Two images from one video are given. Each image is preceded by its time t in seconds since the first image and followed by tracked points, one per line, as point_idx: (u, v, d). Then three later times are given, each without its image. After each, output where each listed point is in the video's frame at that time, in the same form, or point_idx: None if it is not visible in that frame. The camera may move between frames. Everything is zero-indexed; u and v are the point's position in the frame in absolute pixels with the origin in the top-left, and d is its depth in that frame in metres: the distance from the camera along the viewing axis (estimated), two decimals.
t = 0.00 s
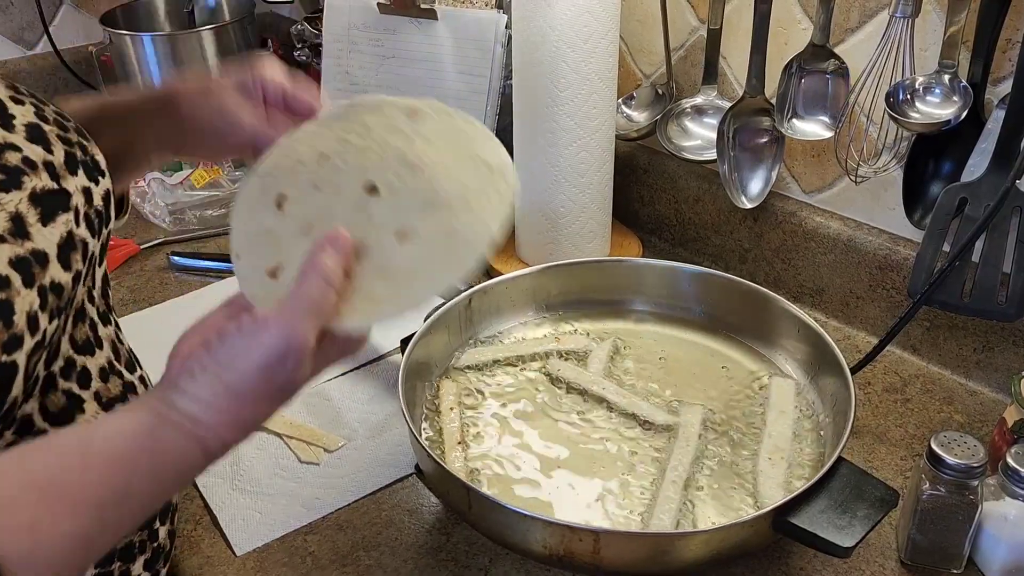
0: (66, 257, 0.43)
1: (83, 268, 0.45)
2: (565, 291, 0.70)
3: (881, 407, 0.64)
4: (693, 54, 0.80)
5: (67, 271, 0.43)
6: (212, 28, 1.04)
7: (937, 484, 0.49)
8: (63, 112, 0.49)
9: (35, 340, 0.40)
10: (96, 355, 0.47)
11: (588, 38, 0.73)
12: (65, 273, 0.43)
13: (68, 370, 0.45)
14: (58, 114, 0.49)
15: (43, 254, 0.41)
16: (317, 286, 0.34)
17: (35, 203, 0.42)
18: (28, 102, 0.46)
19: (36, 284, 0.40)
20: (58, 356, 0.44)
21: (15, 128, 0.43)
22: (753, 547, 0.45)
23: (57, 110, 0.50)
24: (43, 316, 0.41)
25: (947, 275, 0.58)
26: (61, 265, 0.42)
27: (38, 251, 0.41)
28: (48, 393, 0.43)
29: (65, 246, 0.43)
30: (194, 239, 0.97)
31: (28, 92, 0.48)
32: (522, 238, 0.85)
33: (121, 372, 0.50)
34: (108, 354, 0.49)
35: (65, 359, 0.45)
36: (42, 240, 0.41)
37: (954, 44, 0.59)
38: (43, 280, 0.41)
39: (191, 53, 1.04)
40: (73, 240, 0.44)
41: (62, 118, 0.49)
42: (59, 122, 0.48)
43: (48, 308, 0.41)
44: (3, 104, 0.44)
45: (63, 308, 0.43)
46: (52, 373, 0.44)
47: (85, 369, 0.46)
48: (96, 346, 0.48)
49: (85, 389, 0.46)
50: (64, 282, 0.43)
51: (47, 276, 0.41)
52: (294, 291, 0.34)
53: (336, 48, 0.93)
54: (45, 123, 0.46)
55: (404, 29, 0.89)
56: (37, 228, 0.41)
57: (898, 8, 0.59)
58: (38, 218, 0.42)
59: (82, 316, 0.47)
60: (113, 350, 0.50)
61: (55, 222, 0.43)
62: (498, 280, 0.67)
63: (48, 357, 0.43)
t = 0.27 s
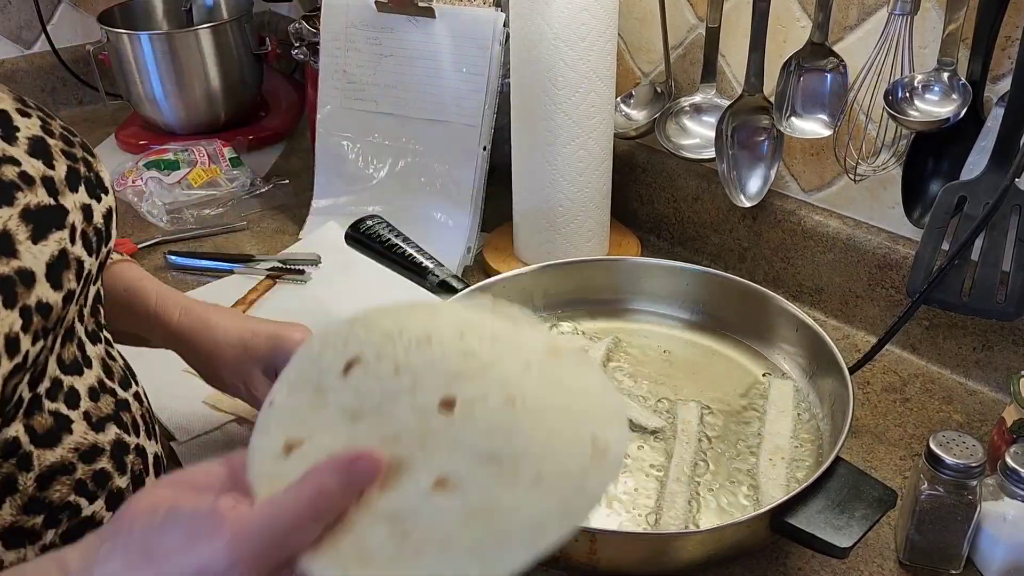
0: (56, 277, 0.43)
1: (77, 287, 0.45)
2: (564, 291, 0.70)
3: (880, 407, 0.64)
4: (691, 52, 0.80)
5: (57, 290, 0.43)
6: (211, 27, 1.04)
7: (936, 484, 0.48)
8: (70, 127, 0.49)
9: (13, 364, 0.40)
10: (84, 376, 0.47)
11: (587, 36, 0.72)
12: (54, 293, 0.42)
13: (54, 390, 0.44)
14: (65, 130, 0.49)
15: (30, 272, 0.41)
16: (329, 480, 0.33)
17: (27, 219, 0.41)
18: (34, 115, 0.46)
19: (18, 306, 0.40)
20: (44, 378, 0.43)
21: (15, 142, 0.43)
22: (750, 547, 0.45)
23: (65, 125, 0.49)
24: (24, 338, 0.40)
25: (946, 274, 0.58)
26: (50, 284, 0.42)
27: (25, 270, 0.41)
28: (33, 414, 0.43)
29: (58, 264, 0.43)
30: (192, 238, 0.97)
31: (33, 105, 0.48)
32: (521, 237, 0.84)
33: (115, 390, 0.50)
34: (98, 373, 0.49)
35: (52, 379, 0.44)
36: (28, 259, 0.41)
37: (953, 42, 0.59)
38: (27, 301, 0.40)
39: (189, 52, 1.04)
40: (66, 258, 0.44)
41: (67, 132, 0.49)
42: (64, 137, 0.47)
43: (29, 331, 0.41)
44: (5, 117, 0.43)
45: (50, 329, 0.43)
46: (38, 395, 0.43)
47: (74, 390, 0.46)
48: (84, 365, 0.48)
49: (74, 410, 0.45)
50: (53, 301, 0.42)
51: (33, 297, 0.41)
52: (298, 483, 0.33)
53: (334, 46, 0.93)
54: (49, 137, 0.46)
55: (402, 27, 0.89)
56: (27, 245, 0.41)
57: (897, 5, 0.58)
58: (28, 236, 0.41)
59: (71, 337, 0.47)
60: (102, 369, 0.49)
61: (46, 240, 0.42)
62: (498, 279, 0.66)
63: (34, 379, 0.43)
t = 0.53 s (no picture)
0: (60, 296, 0.43)
1: (82, 305, 0.45)
2: (563, 288, 0.70)
3: (878, 404, 0.64)
4: (690, 50, 0.80)
5: (59, 310, 0.43)
6: (210, 25, 1.04)
7: (934, 481, 0.49)
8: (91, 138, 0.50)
9: (7, 388, 0.40)
10: (92, 398, 0.48)
11: (586, 34, 0.72)
12: (57, 313, 0.43)
13: (60, 413, 0.45)
14: (84, 141, 0.50)
15: (29, 293, 0.41)
16: None
17: (33, 235, 0.42)
18: (52, 126, 0.47)
19: (12, 328, 0.40)
20: (51, 399, 0.44)
21: (29, 154, 0.44)
22: (749, 544, 0.45)
23: (86, 137, 0.51)
24: (20, 361, 0.41)
25: (945, 272, 0.58)
26: (54, 305, 0.42)
27: (24, 290, 0.41)
28: (36, 438, 0.43)
29: (65, 281, 0.43)
30: (192, 237, 0.97)
31: (55, 116, 0.49)
32: (520, 235, 0.84)
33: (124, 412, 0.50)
34: (109, 394, 0.49)
35: (59, 401, 0.45)
36: (29, 278, 0.41)
37: (951, 41, 0.59)
38: (25, 323, 0.41)
39: (188, 50, 1.04)
40: (75, 276, 0.44)
41: (88, 143, 0.50)
42: (81, 148, 0.49)
43: (25, 354, 0.41)
44: (22, 128, 0.45)
45: (51, 351, 0.43)
46: (44, 418, 0.44)
47: (80, 411, 0.46)
48: (94, 387, 0.48)
49: (78, 433, 0.46)
50: (55, 322, 0.43)
51: (31, 318, 0.41)
52: None
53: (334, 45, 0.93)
54: (65, 148, 0.47)
55: (401, 26, 0.89)
56: (29, 263, 0.41)
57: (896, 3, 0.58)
58: (31, 254, 0.42)
59: (83, 356, 0.47)
60: (113, 390, 0.50)
61: (51, 257, 0.43)
62: (497, 277, 0.67)
63: (38, 403, 0.43)
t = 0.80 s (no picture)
0: (64, 322, 0.42)
1: (90, 331, 0.44)
2: (560, 286, 0.69)
3: (877, 401, 0.64)
4: (689, 48, 0.80)
5: (61, 337, 0.42)
6: (209, 23, 1.04)
7: (932, 476, 0.49)
8: (118, 149, 0.50)
9: None
10: (99, 422, 0.46)
11: (585, 32, 0.72)
12: (58, 341, 0.42)
13: (62, 441, 0.43)
14: (110, 152, 0.50)
15: (27, 323, 0.40)
16: None
17: (37, 259, 0.41)
18: (76, 137, 0.47)
19: (5, 361, 0.39)
20: (53, 429, 0.43)
21: (44, 171, 0.44)
22: (748, 540, 0.45)
23: (114, 146, 0.51)
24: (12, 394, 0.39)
25: (943, 268, 0.58)
26: (55, 332, 0.41)
27: (21, 319, 0.40)
28: (33, 469, 0.41)
29: (70, 307, 0.42)
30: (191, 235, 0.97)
31: (82, 124, 0.49)
32: (519, 232, 0.85)
33: (133, 434, 0.49)
34: (117, 416, 0.47)
35: (62, 429, 0.43)
36: (28, 306, 0.40)
37: (950, 38, 0.59)
38: (18, 356, 0.39)
39: (188, 49, 1.04)
40: (82, 300, 0.43)
41: (115, 153, 0.50)
42: (105, 161, 0.48)
43: (18, 387, 0.39)
44: (43, 140, 0.45)
45: (50, 382, 0.42)
46: (44, 447, 0.42)
47: (84, 438, 0.45)
48: (103, 411, 0.46)
49: (80, 461, 0.44)
50: (55, 351, 0.41)
51: (28, 350, 0.40)
52: None
53: (332, 43, 0.93)
54: (87, 162, 0.47)
55: (400, 24, 0.89)
56: (29, 291, 0.40)
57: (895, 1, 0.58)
58: (33, 281, 0.41)
59: (92, 379, 0.46)
60: (122, 411, 0.48)
61: (57, 282, 0.42)
62: (499, 273, 0.67)
63: (36, 434, 0.41)
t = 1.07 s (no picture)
0: (61, 346, 0.40)
1: (90, 351, 0.42)
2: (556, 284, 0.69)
3: (874, 397, 0.65)
4: (686, 45, 0.80)
5: (58, 361, 0.40)
6: (206, 21, 1.04)
7: (929, 473, 0.49)
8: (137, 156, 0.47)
9: None
10: (99, 436, 0.44)
11: (582, 29, 0.72)
12: (55, 365, 0.40)
13: (62, 460, 0.42)
14: (133, 160, 0.46)
15: (20, 349, 0.38)
16: None
17: (37, 280, 0.39)
18: (98, 144, 0.44)
19: None
20: (48, 450, 0.41)
21: (60, 182, 0.41)
22: (744, 537, 0.45)
23: (138, 152, 0.47)
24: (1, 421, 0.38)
25: (941, 264, 0.58)
26: (52, 355, 0.40)
27: (13, 345, 0.38)
28: (31, 491, 0.40)
29: (71, 328, 0.40)
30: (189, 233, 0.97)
31: (105, 128, 0.46)
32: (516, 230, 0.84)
33: (137, 442, 0.46)
34: (119, 427, 0.45)
35: (60, 448, 0.42)
36: (23, 331, 0.38)
37: (947, 34, 0.59)
38: (8, 382, 0.38)
39: (185, 47, 1.04)
40: (84, 319, 0.41)
41: (137, 161, 0.47)
42: (126, 171, 0.45)
43: (7, 414, 0.38)
44: (61, 147, 0.42)
45: (42, 406, 0.40)
46: (41, 467, 0.40)
47: (84, 454, 0.43)
48: (102, 424, 0.44)
49: (78, 477, 0.42)
50: (50, 375, 0.40)
51: (20, 375, 0.38)
52: None
53: (329, 41, 0.93)
54: (108, 172, 0.44)
55: (397, 21, 0.89)
56: (27, 314, 0.38)
57: None
58: (31, 303, 0.39)
59: (88, 394, 0.43)
60: (125, 422, 0.45)
61: (57, 305, 0.40)
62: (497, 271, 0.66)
63: (27, 458, 0.40)
